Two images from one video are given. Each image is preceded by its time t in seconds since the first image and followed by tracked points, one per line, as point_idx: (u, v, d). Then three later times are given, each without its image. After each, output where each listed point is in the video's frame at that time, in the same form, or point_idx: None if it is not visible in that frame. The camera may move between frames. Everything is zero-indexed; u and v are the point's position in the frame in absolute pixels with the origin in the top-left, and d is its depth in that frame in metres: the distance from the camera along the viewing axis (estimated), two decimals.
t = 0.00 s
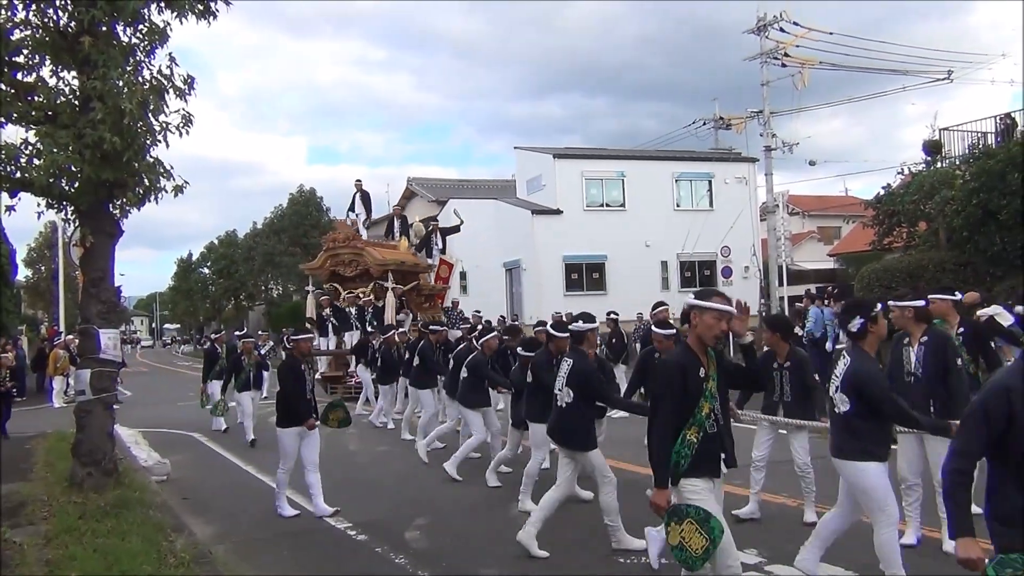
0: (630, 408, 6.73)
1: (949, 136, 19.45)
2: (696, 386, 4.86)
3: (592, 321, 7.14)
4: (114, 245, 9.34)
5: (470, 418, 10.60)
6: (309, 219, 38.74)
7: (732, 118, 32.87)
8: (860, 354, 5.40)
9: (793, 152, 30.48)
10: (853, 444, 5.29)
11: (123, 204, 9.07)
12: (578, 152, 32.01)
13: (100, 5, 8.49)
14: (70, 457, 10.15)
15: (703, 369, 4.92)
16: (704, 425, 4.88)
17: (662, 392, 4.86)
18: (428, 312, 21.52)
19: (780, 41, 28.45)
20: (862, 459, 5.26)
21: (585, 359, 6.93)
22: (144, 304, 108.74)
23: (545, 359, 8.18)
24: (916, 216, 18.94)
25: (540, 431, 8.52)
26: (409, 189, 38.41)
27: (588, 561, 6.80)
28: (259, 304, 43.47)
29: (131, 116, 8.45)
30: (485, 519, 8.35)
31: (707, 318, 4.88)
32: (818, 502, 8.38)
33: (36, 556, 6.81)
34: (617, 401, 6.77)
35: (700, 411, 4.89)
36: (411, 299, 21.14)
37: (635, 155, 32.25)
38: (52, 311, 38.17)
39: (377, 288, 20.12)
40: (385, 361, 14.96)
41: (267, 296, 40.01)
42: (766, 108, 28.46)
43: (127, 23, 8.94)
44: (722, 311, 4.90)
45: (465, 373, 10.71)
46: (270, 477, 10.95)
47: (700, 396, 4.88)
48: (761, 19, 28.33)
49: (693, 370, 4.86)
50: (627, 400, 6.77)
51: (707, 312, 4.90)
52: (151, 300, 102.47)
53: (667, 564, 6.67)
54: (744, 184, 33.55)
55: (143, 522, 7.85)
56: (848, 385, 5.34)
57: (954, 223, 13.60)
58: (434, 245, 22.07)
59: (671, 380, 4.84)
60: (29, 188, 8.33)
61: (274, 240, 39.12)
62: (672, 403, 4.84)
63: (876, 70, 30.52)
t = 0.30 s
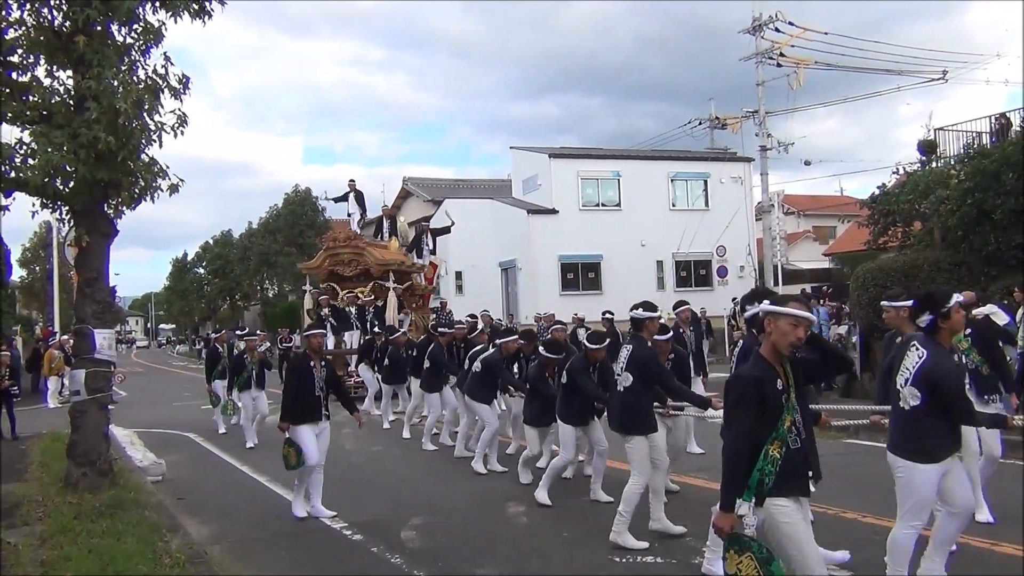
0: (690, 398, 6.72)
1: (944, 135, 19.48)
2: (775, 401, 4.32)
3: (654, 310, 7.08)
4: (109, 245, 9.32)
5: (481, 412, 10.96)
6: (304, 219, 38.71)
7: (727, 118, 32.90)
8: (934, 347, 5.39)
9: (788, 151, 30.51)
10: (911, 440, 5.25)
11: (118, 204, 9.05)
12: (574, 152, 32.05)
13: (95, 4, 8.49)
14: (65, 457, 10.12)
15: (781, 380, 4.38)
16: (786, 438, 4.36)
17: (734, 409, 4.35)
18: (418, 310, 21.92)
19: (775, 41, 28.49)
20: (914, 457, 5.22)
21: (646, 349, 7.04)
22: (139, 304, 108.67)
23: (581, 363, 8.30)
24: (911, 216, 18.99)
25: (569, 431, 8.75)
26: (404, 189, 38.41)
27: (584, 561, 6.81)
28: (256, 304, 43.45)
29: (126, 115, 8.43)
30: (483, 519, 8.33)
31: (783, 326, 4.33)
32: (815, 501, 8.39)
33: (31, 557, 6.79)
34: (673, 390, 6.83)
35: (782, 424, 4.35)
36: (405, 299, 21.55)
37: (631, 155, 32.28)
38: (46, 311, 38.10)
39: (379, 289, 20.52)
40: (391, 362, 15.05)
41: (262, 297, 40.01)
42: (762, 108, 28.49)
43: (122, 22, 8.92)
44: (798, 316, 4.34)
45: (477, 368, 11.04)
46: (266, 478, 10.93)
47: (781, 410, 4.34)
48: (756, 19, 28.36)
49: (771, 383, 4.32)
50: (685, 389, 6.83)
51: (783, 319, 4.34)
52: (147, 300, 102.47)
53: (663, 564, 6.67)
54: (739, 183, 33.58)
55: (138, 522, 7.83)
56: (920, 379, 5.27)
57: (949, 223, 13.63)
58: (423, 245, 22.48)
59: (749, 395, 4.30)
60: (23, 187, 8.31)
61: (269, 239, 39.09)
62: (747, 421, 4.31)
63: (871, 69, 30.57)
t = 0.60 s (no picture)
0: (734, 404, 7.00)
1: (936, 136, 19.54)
2: (861, 396, 4.17)
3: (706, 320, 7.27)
4: (102, 247, 9.29)
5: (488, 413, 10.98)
6: (297, 221, 38.64)
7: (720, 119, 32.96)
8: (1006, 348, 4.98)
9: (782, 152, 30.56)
10: (978, 447, 4.93)
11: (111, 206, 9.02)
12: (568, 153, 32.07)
13: (87, 6, 8.47)
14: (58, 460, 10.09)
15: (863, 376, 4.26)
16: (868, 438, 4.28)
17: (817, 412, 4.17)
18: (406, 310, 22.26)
19: (768, 42, 28.54)
20: (979, 465, 4.92)
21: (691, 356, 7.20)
22: (132, 306, 108.36)
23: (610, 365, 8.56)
24: (903, 216, 19.07)
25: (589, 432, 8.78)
26: (398, 191, 38.39)
27: (578, 561, 6.81)
28: (248, 305, 43.39)
29: (118, 117, 8.40)
30: (477, 521, 8.32)
31: (866, 316, 4.20)
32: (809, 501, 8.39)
33: (23, 560, 6.76)
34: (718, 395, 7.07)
35: (862, 422, 4.26)
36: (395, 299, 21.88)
37: (625, 156, 32.31)
38: (38, 313, 37.95)
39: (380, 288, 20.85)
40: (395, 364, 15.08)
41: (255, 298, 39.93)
42: (755, 109, 28.54)
43: (114, 24, 8.90)
44: (880, 306, 4.23)
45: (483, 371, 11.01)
46: (260, 481, 10.90)
47: (863, 405, 4.23)
48: (749, 21, 28.40)
49: (856, 379, 4.16)
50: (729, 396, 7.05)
51: (865, 309, 4.22)
52: (139, 302, 102.21)
53: (657, 564, 6.68)
54: (732, 184, 33.64)
55: (132, 524, 7.82)
56: (984, 382, 4.93)
57: (941, 224, 13.68)
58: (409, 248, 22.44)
59: (836, 393, 4.12)
60: (15, 189, 8.29)
61: (263, 241, 39.01)
62: (842, 421, 4.11)
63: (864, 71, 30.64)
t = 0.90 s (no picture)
0: (755, 398, 7.08)
1: (928, 135, 19.59)
2: (973, 396, 4.07)
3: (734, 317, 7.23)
4: (94, 249, 9.26)
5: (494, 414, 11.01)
6: (291, 222, 38.56)
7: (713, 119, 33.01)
8: None
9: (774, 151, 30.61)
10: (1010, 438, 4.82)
11: (103, 208, 8.99)
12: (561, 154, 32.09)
13: (78, 7, 8.44)
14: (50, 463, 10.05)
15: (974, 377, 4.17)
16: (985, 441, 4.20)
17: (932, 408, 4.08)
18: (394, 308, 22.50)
19: (760, 41, 28.59)
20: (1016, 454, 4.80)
21: (715, 350, 7.20)
22: (124, 308, 107.99)
23: (622, 372, 8.40)
24: (896, 215, 19.12)
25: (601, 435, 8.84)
26: (391, 191, 38.35)
27: (573, 561, 6.81)
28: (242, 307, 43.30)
29: (110, 118, 8.37)
30: (473, 521, 8.32)
31: (982, 308, 4.11)
32: (803, 500, 8.41)
33: (16, 563, 6.73)
34: (739, 395, 7.11)
35: (978, 426, 4.19)
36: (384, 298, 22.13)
37: (618, 156, 32.35)
38: (30, 316, 37.79)
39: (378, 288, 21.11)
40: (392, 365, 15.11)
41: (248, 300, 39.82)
42: (747, 109, 28.58)
43: (105, 25, 8.87)
44: (991, 298, 4.14)
45: (488, 373, 11.01)
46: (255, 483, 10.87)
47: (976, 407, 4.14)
48: (742, 21, 28.45)
49: (966, 379, 4.07)
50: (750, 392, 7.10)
51: (979, 301, 4.13)
52: (132, 304, 101.93)
53: (652, 564, 6.68)
54: (725, 184, 33.69)
55: (125, 527, 7.80)
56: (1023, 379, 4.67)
57: (934, 222, 13.70)
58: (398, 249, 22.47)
59: (949, 395, 4.02)
60: (7, 192, 8.27)
61: (256, 242, 38.93)
62: (956, 419, 4.02)
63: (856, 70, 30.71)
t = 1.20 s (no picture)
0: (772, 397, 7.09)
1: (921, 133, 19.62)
2: None
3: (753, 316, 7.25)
4: (87, 252, 9.25)
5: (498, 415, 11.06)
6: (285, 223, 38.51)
7: (707, 118, 33.05)
8: None
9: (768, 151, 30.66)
10: None
11: (97, 210, 8.97)
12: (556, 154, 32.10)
13: (71, 9, 8.43)
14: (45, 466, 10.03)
15: None
16: None
17: None
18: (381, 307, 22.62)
19: (753, 41, 28.62)
20: None
21: (727, 349, 7.22)
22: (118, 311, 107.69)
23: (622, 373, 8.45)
24: (890, 214, 19.16)
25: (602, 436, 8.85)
26: (386, 193, 38.33)
27: (570, 561, 6.82)
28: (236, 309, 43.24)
29: (104, 120, 8.35)
30: (470, 521, 8.33)
31: None
32: (798, 499, 8.44)
33: (12, 566, 6.72)
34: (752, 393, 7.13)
35: None
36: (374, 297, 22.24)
37: (612, 156, 32.37)
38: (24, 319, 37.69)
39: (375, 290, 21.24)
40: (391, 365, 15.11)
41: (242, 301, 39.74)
42: (741, 108, 28.62)
43: (98, 27, 8.85)
44: None
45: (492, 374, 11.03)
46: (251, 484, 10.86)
47: None
48: (735, 20, 28.48)
49: None
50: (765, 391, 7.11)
51: None
52: (126, 306, 101.69)
53: (648, 563, 6.69)
54: (720, 183, 33.73)
55: (121, 530, 7.79)
56: None
57: (928, 221, 13.73)
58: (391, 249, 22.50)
59: None
60: None
61: (250, 244, 38.88)
62: None
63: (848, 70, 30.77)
